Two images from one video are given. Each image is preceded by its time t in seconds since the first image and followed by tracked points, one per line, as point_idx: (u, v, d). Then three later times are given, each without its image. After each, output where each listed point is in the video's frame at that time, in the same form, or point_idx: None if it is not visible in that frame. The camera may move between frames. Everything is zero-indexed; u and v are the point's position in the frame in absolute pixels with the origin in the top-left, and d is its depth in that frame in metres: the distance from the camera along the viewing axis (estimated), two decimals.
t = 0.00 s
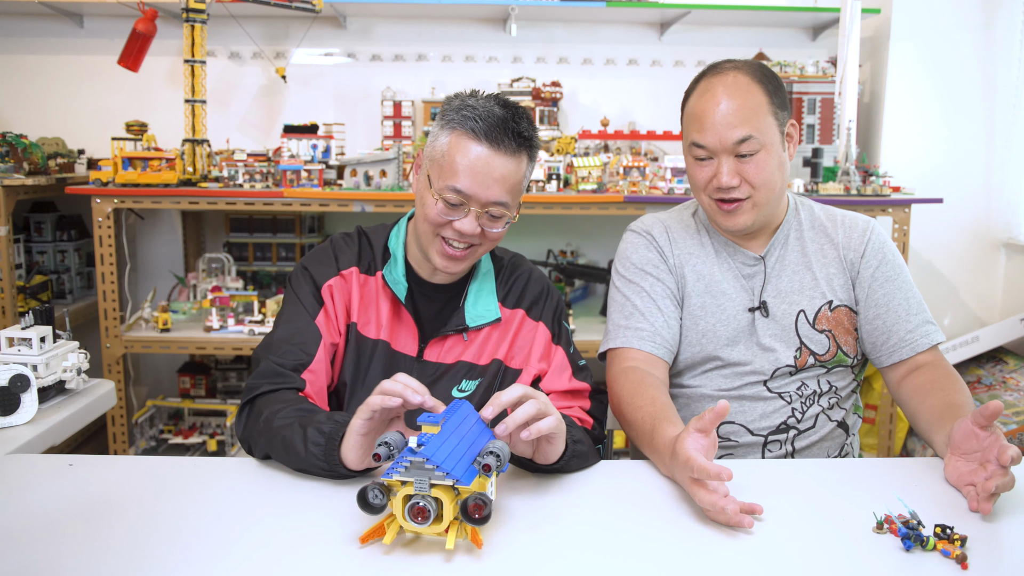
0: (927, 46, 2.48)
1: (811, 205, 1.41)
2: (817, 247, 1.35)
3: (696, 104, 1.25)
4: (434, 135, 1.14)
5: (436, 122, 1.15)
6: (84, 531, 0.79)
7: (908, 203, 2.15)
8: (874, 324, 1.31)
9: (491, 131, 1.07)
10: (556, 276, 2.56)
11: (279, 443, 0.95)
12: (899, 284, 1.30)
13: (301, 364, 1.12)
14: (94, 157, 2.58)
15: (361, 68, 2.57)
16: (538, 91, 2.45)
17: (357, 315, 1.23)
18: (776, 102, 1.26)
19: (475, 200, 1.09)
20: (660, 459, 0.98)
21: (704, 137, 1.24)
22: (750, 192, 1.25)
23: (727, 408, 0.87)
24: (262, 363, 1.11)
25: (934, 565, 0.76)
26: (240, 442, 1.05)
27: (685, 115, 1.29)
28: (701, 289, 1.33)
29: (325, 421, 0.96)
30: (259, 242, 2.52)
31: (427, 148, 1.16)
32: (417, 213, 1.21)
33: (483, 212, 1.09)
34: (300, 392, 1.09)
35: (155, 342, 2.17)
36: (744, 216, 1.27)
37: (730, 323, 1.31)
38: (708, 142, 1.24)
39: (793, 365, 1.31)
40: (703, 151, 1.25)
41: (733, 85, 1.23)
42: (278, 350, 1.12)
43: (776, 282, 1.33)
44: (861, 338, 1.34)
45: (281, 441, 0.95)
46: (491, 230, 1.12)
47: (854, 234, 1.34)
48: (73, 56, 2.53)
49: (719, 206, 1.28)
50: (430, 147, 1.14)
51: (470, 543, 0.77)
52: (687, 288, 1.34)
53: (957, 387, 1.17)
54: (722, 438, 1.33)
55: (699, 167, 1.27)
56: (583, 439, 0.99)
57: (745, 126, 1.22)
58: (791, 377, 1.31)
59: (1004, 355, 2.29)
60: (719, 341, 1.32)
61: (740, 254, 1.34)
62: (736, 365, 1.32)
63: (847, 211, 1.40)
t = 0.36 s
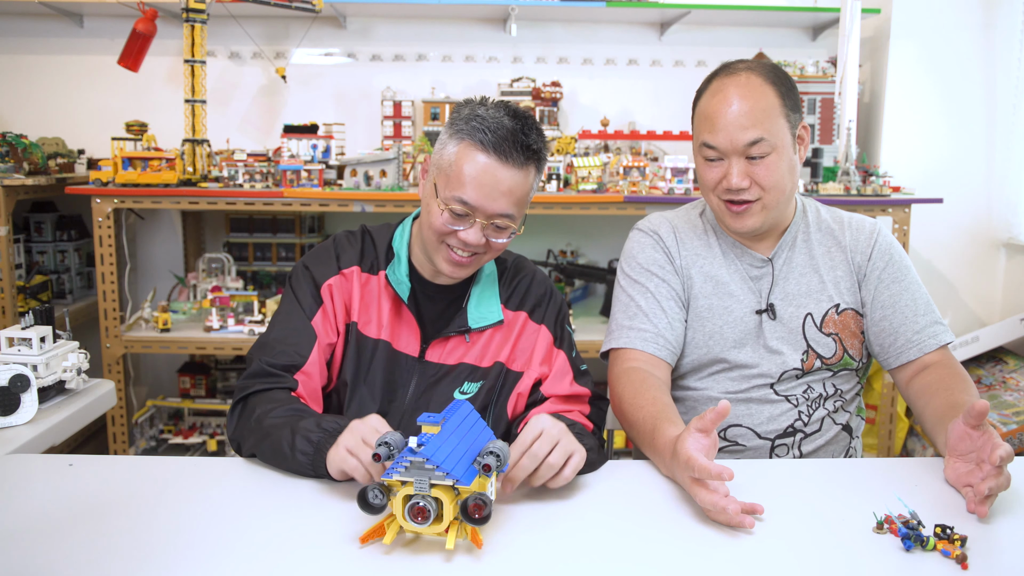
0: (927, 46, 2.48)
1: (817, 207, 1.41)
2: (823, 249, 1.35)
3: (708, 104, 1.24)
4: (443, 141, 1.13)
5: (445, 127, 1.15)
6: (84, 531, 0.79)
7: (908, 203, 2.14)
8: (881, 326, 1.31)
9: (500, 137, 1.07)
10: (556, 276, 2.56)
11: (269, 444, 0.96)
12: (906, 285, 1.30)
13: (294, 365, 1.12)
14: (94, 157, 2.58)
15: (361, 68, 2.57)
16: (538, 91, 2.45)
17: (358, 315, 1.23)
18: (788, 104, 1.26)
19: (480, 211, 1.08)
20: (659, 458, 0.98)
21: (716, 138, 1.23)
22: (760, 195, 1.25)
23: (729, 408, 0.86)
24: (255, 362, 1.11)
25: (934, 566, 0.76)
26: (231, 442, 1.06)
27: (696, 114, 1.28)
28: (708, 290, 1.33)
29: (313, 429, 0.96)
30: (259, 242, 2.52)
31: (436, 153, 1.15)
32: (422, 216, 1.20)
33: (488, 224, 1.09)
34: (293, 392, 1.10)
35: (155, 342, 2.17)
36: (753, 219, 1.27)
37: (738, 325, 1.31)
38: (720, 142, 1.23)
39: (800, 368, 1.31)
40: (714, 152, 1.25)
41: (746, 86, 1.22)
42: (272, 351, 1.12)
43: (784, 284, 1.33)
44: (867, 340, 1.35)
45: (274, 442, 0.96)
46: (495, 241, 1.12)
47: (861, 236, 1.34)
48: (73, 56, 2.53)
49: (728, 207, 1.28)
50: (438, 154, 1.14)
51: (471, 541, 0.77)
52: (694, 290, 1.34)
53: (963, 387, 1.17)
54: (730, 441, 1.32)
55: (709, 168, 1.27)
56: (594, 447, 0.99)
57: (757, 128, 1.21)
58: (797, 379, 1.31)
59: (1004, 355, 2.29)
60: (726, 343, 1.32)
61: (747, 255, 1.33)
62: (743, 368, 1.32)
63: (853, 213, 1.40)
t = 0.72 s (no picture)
0: (927, 46, 2.48)
1: (820, 207, 1.40)
2: (826, 249, 1.35)
3: (710, 104, 1.23)
4: (442, 144, 1.13)
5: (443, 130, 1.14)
6: (84, 530, 0.79)
7: (908, 203, 2.14)
8: (884, 327, 1.31)
9: (501, 140, 1.07)
10: (556, 276, 2.56)
11: (279, 445, 0.96)
12: (909, 286, 1.30)
13: (301, 365, 1.12)
14: (94, 157, 2.58)
15: (361, 68, 2.57)
16: (538, 91, 2.45)
17: (359, 315, 1.23)
18: (791, 105, 1.25)
19: (479, 215, 1.08)
20: (659, 456, 0.98)
21: (717, 139, 1.23)
22: (763, 197, 1.25)
23: (729, 407, 0.86)
24: (261, 364, 1.11)
25: (934, 566, 0.76)
26: (238, 442, 1.08)
27: (698, 115, 1.27)
28: (711, 292, 1.33)
29: (327, 430, 0.96)
30: (259, 242, 2.52)
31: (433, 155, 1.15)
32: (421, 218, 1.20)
33: (487, 228, 1.09)
34: (302, 392, 1.10)
35: (155, 342, 2.17)
36: (755, 220, 1.27)
37: (741, 327, 1.31)
38: (721, 144, 1.22)
39: (803, 370, 1.31)
40: (715, 153, 1.24)
41: (748, 87, 1.21)
42: (277, 351, 1.12)
43: (786, 286, 1.33)
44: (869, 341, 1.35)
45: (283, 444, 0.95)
46: (494, 244, 1.12)
47: (864, 236, 1.34)
48: (73, 56, 2.53)
49: (730, 209, 1.28)
50: (437, 157, 1.14)
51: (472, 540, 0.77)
52: (696, 292, 1.34)
53: (965, 387, 1.17)
54: (735, 444, 1.32)
55: (711, 169, 1.26)
56: (591, 447, 0.98)
57: (759, 129, 1.20)
58: (800, 381, 1.31)
59: (1004, 355, 2.29)
60: (729, 345, 1.32)
61: (750, 256, 1.33)
62: (746, 370, 1.32)
63: (856, 213, 1.40)
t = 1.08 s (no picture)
0: (927, 47, 2.48)
1: (825, 207, 1.40)
2: (831, 248, 1.34)
3: (721, 97, 1.24)
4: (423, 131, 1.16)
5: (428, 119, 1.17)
6: (85, 531, 0.79)
7: (908, 203, 2.14)
8: (893, 326, 1.32)
9: (472, 117, 1.09)
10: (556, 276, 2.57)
11: (272, 448, 0.96)
12: (916, 284, 1.31)
13: (300, 364, 1.12)
14: (94, 157, 2.58)
15: (361, 68, 2.57)
16: (538, 91, 2.45)
17: (357, 312, 1.23)
18: (802, 102, 1.26)
19: (452, 192, 1.09)
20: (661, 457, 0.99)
21: (728, 132, 1.23)
22: (771, 192, 1.25)
23: (738, 408, 0.86)
24: (259, 363, 1.11)
25: (934, 565, 0.76)
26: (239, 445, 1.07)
27: (709, 109, 1.28)
28: (714, 292, 1.33)
29: (312, 435, 0.96)
30: (259, 242, 2.52)
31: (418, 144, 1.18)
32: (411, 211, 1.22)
33: (461, 206, 1.09)
34: (299, 392, 1.10)
35: (155, 342, 2.17)
36: (762, 216, 1.26)
37: (745, 327, 1.31)
38: (733, 137, 1.23)
39: (808, 370, 1.30)
40: (725, 146, 1.24)
41: (760, 81, 1.22)
42: (276, 351, 1.13)
43: (790, 286, 1.32)
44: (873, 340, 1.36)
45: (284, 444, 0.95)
46: (472, 226, 1.12)
47: (870, 237, 1.34)
48: (73, 56, 2.53)
49: (737, 204, 1.28)
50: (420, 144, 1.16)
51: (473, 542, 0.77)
52: (699, 292, 1.33)
53: (974, 385, 1.18)
54: (737, 445, 1.32)
55: (719, 163, 1.26)
56: (591, 448, 0.99)
57: (770, 123, 1.21)
58: (805, 381, 1.31)
59: (1004, 355, 2.29)
60: (733, 345, 1.32)
61: (754, 256, 1.33)
62: (751, 370, 1.32)
63: (860, 213, 1.40)
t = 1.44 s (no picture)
0: (928, 47, 2.48)
1: (863, 216, 1.34)
2: (861, 259, 1.29)
3: (767, 88, 1.21)
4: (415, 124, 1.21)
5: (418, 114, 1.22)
6: (86, 530, 0.79)
7: (907, 203, 2.14)
8: (915, 341, 1.23)
9: (457, 100, 1.13)
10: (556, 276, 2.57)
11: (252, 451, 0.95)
12: (946, 297, 1.22)
13: (296, 360, 1.12)
14: (94, 157, 2.58)
15: (361, 68, 2.57)
16: (538, 91, 2.45)
17: (358, 310, 1.23)
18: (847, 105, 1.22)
19: (440, 175, 1.12)
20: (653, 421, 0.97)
21: (769, 124, 1.19)
22: (805, 191, 1.20)
23: (756, 418, 0.84)
24: (256, 361, 1.11)
25: (934, 565, 0.76)
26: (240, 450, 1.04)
27: (753, 101, 1.24)
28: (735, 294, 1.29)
29: (275, 442, 0.94)
30: (259, 242, 2.52)
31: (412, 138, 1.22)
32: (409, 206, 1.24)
33: (450, 188, 1.12)
34: (292, 388, 1.09)
35: (155, 342, 2.17)
36: (793, 215, 1.22)
37: (763, 332, 1.28)
38: (772, 129, 1.19)
39: (822, 383, 1.26)
40: (763, 138, 1.21)
41: (805, 77, 1.19)
42: (274, 348, 1.13)
43: (814, 294, 1.28)
44: (896, 355, 1.28)
45: (269, 440, 0.94)
46: (462, 209, 1.14)
47: (904, 248, 1.27)
48: (73, 56, 2.53)
49: (769, 200, 1.23)
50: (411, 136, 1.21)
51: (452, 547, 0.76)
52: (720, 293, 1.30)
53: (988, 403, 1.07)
54: (745, 450, 1.30)
55: (756, 155, 1.22)
56: (594, 449, 1.00)
57: (811, 119, 1.17)
58: (817, 393, 1.27)
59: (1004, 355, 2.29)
60: (749, 349, 1.28)
61: (782, 259, 1.29)
62: (763, 377, 1.28)
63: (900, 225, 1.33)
